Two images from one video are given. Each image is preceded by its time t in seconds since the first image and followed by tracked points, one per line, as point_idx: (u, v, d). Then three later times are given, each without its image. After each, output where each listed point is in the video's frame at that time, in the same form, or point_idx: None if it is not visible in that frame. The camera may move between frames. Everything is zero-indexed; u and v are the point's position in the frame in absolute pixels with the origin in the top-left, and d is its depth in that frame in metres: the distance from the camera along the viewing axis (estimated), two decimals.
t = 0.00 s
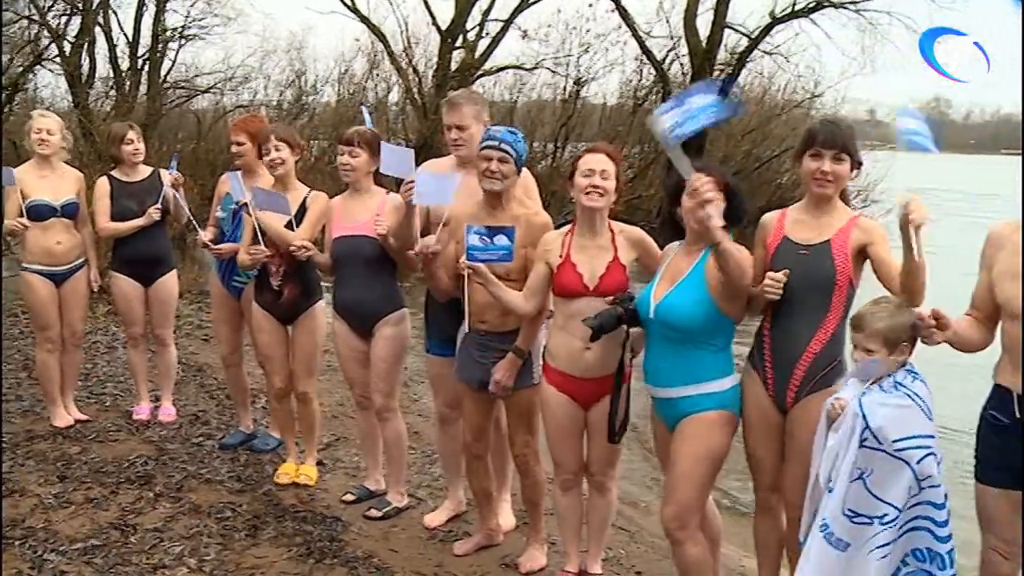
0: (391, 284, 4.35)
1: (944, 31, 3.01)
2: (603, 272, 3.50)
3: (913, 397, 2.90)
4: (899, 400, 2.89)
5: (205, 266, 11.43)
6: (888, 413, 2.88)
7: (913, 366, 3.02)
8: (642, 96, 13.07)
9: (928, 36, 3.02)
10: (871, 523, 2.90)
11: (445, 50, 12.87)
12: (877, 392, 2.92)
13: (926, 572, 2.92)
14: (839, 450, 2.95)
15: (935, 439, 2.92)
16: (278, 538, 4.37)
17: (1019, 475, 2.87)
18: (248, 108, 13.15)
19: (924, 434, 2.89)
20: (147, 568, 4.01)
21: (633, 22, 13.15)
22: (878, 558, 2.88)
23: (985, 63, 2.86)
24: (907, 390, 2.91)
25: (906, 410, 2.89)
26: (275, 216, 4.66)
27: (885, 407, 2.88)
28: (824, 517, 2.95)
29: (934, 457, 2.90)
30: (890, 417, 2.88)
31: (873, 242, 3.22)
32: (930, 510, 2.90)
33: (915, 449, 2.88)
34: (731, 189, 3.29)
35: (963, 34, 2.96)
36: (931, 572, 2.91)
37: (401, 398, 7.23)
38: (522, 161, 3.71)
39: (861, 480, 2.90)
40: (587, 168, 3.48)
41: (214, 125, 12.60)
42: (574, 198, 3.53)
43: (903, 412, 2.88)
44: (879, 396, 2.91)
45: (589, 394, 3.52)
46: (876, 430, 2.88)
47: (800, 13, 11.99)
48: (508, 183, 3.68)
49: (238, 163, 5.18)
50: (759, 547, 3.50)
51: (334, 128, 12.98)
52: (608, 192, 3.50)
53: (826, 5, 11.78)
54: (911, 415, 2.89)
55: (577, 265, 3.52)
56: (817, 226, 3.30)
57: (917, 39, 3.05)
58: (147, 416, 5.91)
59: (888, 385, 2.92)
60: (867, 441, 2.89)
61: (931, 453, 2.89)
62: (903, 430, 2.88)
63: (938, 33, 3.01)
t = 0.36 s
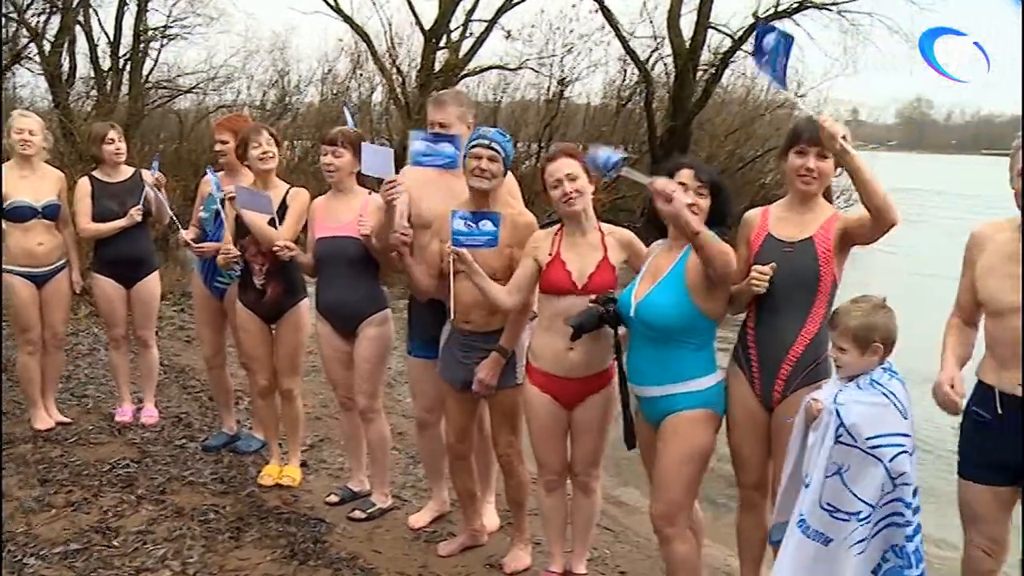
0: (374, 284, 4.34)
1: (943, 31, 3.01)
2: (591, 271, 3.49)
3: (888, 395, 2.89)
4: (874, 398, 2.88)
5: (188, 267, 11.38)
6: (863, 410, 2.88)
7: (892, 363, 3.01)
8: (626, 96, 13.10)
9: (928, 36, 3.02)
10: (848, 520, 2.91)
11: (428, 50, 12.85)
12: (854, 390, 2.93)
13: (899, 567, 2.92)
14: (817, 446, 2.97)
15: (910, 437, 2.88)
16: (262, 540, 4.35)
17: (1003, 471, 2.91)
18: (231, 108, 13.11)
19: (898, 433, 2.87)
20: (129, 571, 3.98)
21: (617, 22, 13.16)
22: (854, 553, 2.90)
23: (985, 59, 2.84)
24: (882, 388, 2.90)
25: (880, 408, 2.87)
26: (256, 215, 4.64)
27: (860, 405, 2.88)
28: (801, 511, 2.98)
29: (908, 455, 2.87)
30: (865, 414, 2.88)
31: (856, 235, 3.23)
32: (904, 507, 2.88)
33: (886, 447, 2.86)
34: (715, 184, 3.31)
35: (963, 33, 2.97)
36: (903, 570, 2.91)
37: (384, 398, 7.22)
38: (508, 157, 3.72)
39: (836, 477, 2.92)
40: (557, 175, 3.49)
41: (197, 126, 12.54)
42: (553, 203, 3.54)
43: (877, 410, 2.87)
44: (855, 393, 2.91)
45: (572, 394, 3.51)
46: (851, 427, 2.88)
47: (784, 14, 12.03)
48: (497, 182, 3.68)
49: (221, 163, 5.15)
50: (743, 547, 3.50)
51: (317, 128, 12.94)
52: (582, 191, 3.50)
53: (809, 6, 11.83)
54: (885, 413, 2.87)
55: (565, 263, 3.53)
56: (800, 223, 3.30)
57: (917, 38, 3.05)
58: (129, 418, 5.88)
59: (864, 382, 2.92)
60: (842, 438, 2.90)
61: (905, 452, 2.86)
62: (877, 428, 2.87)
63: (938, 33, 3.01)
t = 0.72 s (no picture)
0: (355, 286, 4.32)
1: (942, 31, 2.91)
2: (573, 272, 3.49)
3: (866, 393, 2.90)
4: (852, 395, 2.89)
5: (167, 268, 11.31)
6: (840, 408, 2.88)
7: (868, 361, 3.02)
8: (607, 96, 13.12)
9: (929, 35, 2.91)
10: (828, 519, 2.92)
11: (409, 50, 12.82)
12: (831, 388, 2.93)
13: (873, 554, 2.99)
14: (795, 444, 2.97)
15: (887, 433, 2.91)
16: (242, 543, 4.33)
17: (978, 464, 2.96)
18: (210, 108, 13.04)
19: (876, 430, 2.89)
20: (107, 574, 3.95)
21: (597, 22, 13.18)
22: (834, 552, 2.92)
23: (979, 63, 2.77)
24: (860, 386, 2.91)
25: (859, 405, 2.88)
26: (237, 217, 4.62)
27: (838, 403, 2.88)
28: (780, 508, 3.00)
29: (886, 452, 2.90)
30: (843, 412, 2.88)
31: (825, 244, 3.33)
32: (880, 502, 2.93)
33: (866, 444, 2.87)
34: (688, 187, 3.31)
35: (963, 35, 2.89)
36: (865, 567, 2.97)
37: (365, 399, 7.19)
38: (485, 156, 3.69)
39: (816, 475, 2.92)
40: (528, 174, 3.50)
41: (176, 126, 12.47)
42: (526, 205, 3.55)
43: (855, 408, 2.88)
44: (833, 392, 2.91)
45: (558, 394, 3.52)
46: (829, 426, 2.88)
47: (763, 14, 12.07)
48: (469, 181, 3.66)
49: (199, 164, 5.12)
50: (724, 547, 3.51)
51: (297, 128, 12.89)
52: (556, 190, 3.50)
53: (788, 7, 11.87)
54: (863, 411, 2.89)
55: (547, 265, 3.52)
56: (774, 232, 3.36)
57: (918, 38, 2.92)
58: (108, 420, 5.84)
59: (842, 379, 2.93)
60: (821, 436, 2.90)
61: (883, 448, 2.89)
62: (855, 426, 2.88)
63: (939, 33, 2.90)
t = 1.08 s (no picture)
0: (336, 286, 4.32)
1: (943, 32, 2.97)
2: (557, 269, 3.50)
3: (847, 391, 2.92)
4: (833, 394, 2.91)
5: (147, 269, 11.25)
6: (822, 407, 2.90)
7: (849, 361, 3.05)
8: (588, 97, 13.14)
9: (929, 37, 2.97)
10: (808, 517, 2.93)
11: (390, 50, 12.80)
12: (813, 386, 2.94)
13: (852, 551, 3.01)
14: (778, 443, 2.98)
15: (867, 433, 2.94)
16: (224, 544, 4.31)
17: (933, 454, 3.12)
18: (190, 109, 12.97)
19: (856, 429, 2.92)
20: None
21: (579, 23, 13.19)
22: (814, 550, 2.94)
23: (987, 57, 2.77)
24: (842, 385, 2.93)
25: (840, 404, 2.90)
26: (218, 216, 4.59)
27: (820, 401, 2.90)
28: (761, 510, 2.99)
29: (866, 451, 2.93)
30: (825, 411, 2.89)
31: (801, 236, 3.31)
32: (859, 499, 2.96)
33: (847, 443, 2.89)
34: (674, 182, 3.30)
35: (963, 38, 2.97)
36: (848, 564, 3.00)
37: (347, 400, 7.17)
38: (465, 156, 3.67)
39: (798, 475, 2.92)
40: (507, 176, 3.50)
41: (155, 126, 12.39)
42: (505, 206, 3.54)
43: (838, 406, 2.90)
44: (814, 391, 2.92)
45: (542, 393, 3.52)
46: (811, 425, 2.90)
47: (744, 15, 12.12)
48: (443, 180, 3.65)
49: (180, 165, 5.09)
50: (707, 545, 3.53)
51: (278, 128, 12.84)
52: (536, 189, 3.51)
53: (769, 7, 11.93)
54: (845, 410, 2.90)
55: (530, 267, 3.51)
56: (748, 225, 3.35)
57: (916, 39, 2.98)
58: (88, 422, 5.80)
59: (823, 378, 2.95)
60: (803, 435, 2.91)
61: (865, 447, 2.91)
62: (837, 425, 2.90)
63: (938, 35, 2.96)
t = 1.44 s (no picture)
0: (320, 287, 4.32)
1: (943, 31, 2.98)
2: (539, 272, 3.51)
3: (833, 393, 2.91)
4: (820, 397, 2.90)
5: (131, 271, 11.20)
6: (809, 410, 2.89)
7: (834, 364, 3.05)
8: (573, 97, 13.15)
9: (930, 36, 2.97)
10: (797, 517, 2.94)
11: (375, 51, 12.79)
12: (801, 389, 2.94)
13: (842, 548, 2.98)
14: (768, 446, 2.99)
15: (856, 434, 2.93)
16: (209, 547, 4.29)
17: (905, 449, 3.13)
18: (173, 110, 12.92)
19: (844, 430, 2.91)
20: None
21: (563, 23, 13.21)
22: (802, 551, 2.94)
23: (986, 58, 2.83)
24: (828, 387, 2.92)
25: (827, 406, 2.90)
26: (200, 217, 4.56)
27: (807, 404, 2.90)
28: (751, 513, 3.01)
29: (855, 451, 2.92)
30: (813, 413, 2.89)
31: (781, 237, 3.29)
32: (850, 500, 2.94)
33: (836, 445, 2.89)
34: (660, 189, 3.32)
35: (963, 37, 2.95)
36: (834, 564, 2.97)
37: (332, 402, 7.15)
38: (450, 157, 3.66)
39: (786, 477, 2.94)
40: (511, 169, 3.51)
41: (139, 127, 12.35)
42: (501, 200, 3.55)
43: (825, 409, 2.89)
44: (802, 394, 2.92)
45: (522, 394, 3.51)
46: (799, 427, 2.90)
47: (728, 15, 12.15)
48: (427, 177, 3.66)
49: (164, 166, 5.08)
50: (692, 544, 3.53)
51: (263, 129, 12.81)
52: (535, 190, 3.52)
53: (753, 8, 11.97)
54: (833, 412, 2.90)
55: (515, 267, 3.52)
56: (733, 228, 3.36)
57: (916, 38, 2.99)
58: (71, 425, 5.77)
59: (810, 380, 2.94)
60: (791, 438, 2.92)
61: (854, 448, 2.91)
62: (825, 427, 2.89)
63: (939, 35, 2.96)
